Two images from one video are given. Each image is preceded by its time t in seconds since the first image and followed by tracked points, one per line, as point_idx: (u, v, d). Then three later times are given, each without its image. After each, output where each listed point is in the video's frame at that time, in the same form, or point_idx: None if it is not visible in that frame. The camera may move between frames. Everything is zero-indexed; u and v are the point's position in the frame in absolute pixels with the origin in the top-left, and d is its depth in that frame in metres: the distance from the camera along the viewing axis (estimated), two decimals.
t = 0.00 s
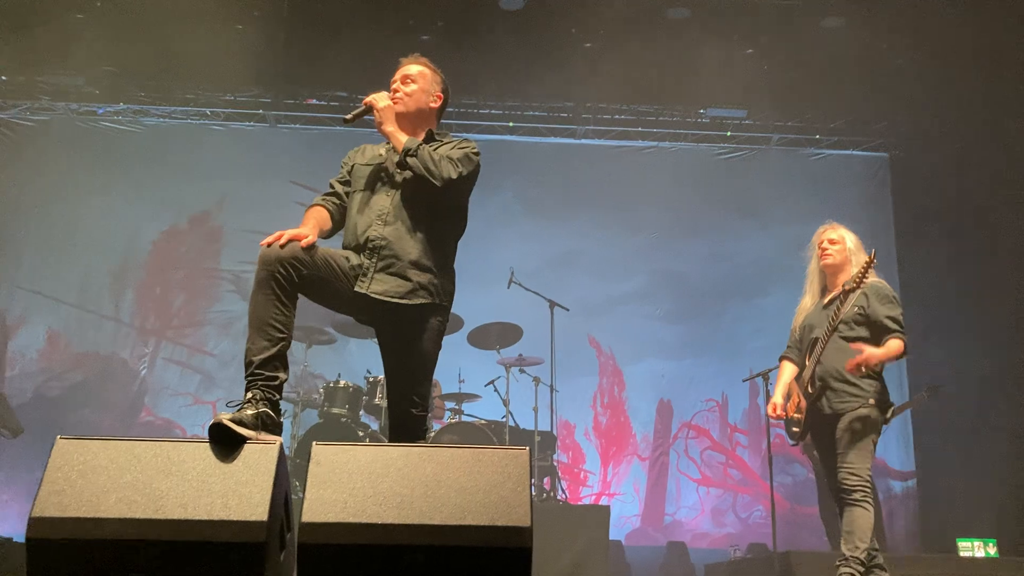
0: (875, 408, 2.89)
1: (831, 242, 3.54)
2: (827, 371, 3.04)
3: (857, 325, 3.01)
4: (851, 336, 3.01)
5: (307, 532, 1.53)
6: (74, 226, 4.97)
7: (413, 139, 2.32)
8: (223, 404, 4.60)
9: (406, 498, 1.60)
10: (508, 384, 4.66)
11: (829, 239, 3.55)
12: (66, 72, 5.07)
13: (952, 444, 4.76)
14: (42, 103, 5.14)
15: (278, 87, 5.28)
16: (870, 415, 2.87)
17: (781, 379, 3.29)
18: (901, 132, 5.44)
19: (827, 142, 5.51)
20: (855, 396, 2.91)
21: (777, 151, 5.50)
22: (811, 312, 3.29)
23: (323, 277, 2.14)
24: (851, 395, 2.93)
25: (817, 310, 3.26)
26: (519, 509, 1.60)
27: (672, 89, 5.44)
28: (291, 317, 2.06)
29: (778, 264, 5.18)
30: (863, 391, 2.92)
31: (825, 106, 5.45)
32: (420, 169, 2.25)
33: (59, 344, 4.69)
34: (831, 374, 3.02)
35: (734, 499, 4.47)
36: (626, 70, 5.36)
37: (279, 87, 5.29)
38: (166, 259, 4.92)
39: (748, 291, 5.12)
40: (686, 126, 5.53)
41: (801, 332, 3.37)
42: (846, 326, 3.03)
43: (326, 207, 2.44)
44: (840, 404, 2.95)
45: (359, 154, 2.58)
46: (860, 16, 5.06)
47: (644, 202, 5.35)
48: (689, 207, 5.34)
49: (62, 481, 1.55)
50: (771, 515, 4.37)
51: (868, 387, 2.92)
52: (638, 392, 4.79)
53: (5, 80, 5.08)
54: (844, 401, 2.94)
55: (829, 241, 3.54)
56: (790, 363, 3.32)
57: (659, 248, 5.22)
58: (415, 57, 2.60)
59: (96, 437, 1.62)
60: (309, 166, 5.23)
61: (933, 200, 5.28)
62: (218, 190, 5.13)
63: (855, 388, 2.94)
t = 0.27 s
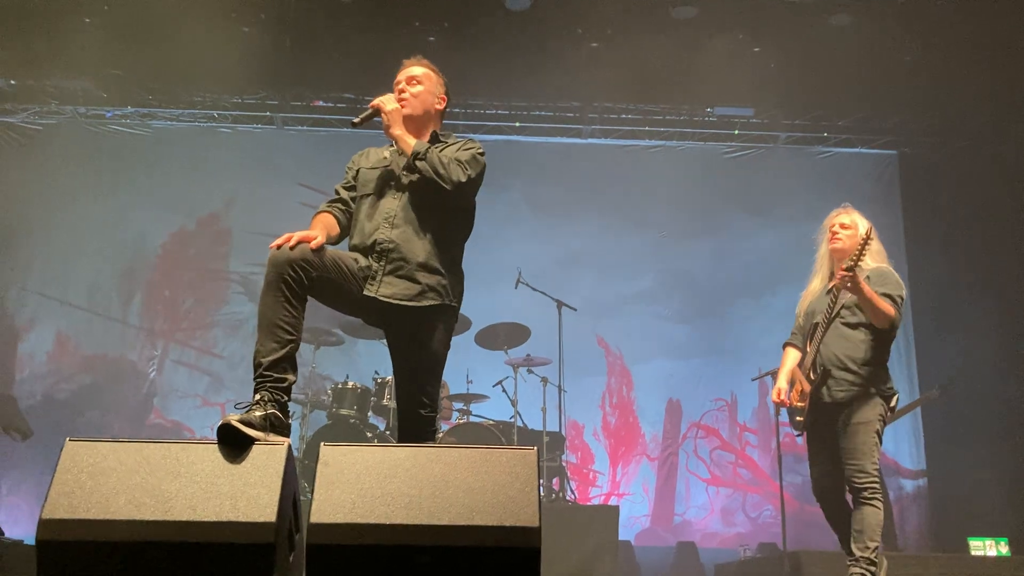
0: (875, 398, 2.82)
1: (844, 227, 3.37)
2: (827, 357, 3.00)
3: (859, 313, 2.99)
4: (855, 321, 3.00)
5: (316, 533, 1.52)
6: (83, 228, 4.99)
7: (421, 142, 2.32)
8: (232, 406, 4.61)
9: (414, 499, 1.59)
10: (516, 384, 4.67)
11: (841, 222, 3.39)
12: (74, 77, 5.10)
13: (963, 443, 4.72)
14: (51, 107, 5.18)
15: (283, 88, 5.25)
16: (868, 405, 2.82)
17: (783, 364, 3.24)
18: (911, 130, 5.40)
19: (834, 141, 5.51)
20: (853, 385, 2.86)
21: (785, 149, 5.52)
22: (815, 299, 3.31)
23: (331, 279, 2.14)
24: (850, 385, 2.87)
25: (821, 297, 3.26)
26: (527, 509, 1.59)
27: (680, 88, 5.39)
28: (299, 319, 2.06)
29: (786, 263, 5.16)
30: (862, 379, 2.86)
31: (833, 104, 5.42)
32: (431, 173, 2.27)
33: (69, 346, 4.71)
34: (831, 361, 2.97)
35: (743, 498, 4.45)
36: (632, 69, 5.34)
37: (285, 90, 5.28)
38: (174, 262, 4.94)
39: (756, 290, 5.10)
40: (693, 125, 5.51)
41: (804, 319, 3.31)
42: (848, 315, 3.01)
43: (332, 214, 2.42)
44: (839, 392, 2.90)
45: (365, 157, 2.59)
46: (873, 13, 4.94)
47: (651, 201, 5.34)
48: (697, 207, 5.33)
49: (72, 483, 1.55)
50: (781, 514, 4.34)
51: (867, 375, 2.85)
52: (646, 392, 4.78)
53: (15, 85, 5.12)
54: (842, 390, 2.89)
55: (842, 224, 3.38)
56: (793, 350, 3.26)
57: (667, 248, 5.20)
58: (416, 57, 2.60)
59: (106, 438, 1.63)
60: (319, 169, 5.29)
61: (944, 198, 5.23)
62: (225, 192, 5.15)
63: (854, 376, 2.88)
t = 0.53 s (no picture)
0: (883, 402, 2.82)
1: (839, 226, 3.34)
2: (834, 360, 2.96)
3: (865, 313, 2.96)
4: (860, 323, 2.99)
5: (318, 542, 1.52)
6: (87, 239, 5.01)
7: (438, 154, 2.34)
8: (236, 415, 4.61)
9: (417, 507, 1.59)
10: (520, 392, 4.63)
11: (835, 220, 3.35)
12: (77, 88, 5.13)
13: (969, 448, 4.70)
14: (54, 118, 5.20)
15: (288, 96, 5.27)
16: (877, 409, 2.81)
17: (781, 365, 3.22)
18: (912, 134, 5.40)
19: (836, 146, 5.51)
20: (862, 390, 2.83)
21: (787, 154, 5.51)
22: (813, 298, 3.26)
23: (338, 287, 2.15)
24: (858, 389, 2.85)
25: (821, 297, 3.22)
26: (529, 516, 1.58)
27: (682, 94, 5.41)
28: (305, 327, 2.06)
29: (790, 268, 5.14)
30: (870, 383, 2.84)
31: (835, 109, 5.42)
32: (449, 187, 2.31)
33: (73, 356, 4.72)
34: (838, 364, 2.93)
35: (748, 504, 4.44)
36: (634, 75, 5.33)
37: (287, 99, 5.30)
38: (178, 271, 4.95)
39: (761, 296, 5.09)
40: (695, 131, 5.51)
41: (801, 319, 3.29)
42: (852, 316, 2.98)
43: (333, 226, 2.38)
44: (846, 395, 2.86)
45: (363, 167, 2.59)
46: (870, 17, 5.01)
47: (654, 208, 5.34)
48: (699, 212, 5.33)
49: (75, 493, 1.56)
50: (787, 521, 4.31)
51: (876, 379, 2.84)
52: (650, 398, 4.77)
53: (17, 96, 5.11)
54: (851, 393, 2.85)
55: (838, 223, 3.38)
56: (789, 350, 3.26)
57: (670, 254, 5.20)
58: (413, 69, 2.61)
59: (110, 448, 1.63)
60: (321, 179, 5.30)
61: (948, 201, 5.22)
62: (229, 202, 5.17)
63: (861, 379, 2.86)
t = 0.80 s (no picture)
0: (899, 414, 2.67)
1: (834, 228, 3.14)
2: (850, 370, 2.75)
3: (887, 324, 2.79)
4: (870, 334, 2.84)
5: (324, 557, 1.52)
6: (90, 253, 5.02)
7: (448, 170, 2.38)
8: (239, 429, 4.60)
9: (422, 521, 1.59)
10: (523, 404, 4.63)
11: (831, 222, 3.15)
12: (81, 103, 5.15)
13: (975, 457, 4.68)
14: (58, 133, 5.23)
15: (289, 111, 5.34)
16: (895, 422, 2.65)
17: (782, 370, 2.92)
18: (913, 143, 5.41)
19: (838, 155, 5.52)
20: (884, 402, 2.65)
21: (788, 164, 5.52)
22: (815, 303, 3.03)
23: (344, 301, 2.16)
24: (878, 401, 2.66)
25: (825, 304, 3.01)
26: (535, 530, 1.58)
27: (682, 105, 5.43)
28: (310, 341, 2.06)
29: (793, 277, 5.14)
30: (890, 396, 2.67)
31: (835, 119, 5.44)
32: (459, 203, 2.35)
33: (76, 371, 4.72)
34: (857, 375, 2.72)
35: (754, 515, 4.44)
36: (635, 85, 5.33)
37: (290, 113, 5.34)
38: (181, 285, 4.96)
39: (763, 305, 5.08)
40: (696, 141, 5.53)
41: (800, 324, 3.04)
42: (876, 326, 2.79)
43: (336, 239, 2.38)
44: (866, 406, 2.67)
45: (363, 180, 2.60)
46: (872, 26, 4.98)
47: (656, 218, 5.35)
48: (701, 222, 5.34)
49: (80, 510, 1.55)
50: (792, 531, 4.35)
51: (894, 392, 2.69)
52: (654, 409, 4.76)
53: (22, 112, 5.17)
54: (872, 406, 2.66)
55: (833, 225, 3.14)
56: (784, 354, 2.98)
57: (672, 264, 5.21)
58: (417, 80, 2.63)
59: (113, 464, 1.63)
60: (323, 192, 5.31)
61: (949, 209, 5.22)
62: (231, 216, 5.18)
63: (883, 391, 2.68)
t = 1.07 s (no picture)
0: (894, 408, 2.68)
1: (820, 223, 3.07)
2: (857, 364, 2.65)
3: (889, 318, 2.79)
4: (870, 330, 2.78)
5: (323, 558, 1.51)
6: (88, 256, 5.01)
7: (450, 171, 2.39)
8: (239, 431, 4.60)
9: (422, 521, 1.58)
10: (523, 404, 4.62)
11: (818, 216, 3.08)
12: (78, 106, 5.14)
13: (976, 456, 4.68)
14: (55, 136, 5.22)
15: (288, 112, 5.31)
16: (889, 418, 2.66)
17: (780, 361, 2.71)
18: (911, 142, 5.42)
19: (836, 154, 5.51)
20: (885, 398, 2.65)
21: (787, 164, 5.51)
22: (809, 296, 2.88)
23: (342, 301, 2.16)
24: (880, 397, 2.64)
25: (820, 297, 2.87)
26: (535, 529, 1.58)
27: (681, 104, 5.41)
28: (308, 342, 2.06)
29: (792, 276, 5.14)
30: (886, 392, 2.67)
31: (833, 118, 5.43)
32: (459, 206, 2.36)
33: (75, 373, 4.71)
34: (864, 370, 2.65)
35: (754, 514, 4.41)
36: (633, 85, 5.33)
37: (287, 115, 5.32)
38: (180, 288, 4.95)
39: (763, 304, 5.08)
40: (694, 140, 5.53)
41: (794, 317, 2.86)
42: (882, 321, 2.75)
43: (332, 239, 2.38)
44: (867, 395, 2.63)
45: (359, 181, 2.59)
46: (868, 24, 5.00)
47: (655, 218, 5.35)
48: (700, 222, 5.34)
49: (78, 512, 1.54)
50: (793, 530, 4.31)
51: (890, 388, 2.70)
52: (654, 408, 4.75)
53: (18, 115, 5.15)
54: (875, 402, 2.63)
55: (819, 219, 3.07)
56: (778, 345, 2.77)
57: (672, 264, 5.20)
58: (418, 82, 2.63)
59: (111, 467, 1.62)
60: (322, 193, 5.30)
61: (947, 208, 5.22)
62: (229, 218, 5.17)
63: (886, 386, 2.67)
